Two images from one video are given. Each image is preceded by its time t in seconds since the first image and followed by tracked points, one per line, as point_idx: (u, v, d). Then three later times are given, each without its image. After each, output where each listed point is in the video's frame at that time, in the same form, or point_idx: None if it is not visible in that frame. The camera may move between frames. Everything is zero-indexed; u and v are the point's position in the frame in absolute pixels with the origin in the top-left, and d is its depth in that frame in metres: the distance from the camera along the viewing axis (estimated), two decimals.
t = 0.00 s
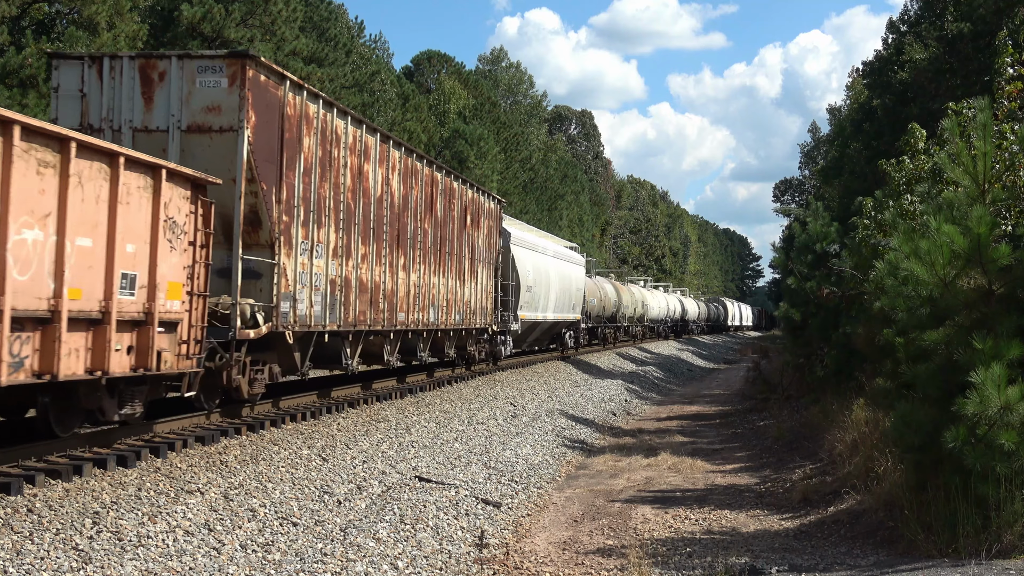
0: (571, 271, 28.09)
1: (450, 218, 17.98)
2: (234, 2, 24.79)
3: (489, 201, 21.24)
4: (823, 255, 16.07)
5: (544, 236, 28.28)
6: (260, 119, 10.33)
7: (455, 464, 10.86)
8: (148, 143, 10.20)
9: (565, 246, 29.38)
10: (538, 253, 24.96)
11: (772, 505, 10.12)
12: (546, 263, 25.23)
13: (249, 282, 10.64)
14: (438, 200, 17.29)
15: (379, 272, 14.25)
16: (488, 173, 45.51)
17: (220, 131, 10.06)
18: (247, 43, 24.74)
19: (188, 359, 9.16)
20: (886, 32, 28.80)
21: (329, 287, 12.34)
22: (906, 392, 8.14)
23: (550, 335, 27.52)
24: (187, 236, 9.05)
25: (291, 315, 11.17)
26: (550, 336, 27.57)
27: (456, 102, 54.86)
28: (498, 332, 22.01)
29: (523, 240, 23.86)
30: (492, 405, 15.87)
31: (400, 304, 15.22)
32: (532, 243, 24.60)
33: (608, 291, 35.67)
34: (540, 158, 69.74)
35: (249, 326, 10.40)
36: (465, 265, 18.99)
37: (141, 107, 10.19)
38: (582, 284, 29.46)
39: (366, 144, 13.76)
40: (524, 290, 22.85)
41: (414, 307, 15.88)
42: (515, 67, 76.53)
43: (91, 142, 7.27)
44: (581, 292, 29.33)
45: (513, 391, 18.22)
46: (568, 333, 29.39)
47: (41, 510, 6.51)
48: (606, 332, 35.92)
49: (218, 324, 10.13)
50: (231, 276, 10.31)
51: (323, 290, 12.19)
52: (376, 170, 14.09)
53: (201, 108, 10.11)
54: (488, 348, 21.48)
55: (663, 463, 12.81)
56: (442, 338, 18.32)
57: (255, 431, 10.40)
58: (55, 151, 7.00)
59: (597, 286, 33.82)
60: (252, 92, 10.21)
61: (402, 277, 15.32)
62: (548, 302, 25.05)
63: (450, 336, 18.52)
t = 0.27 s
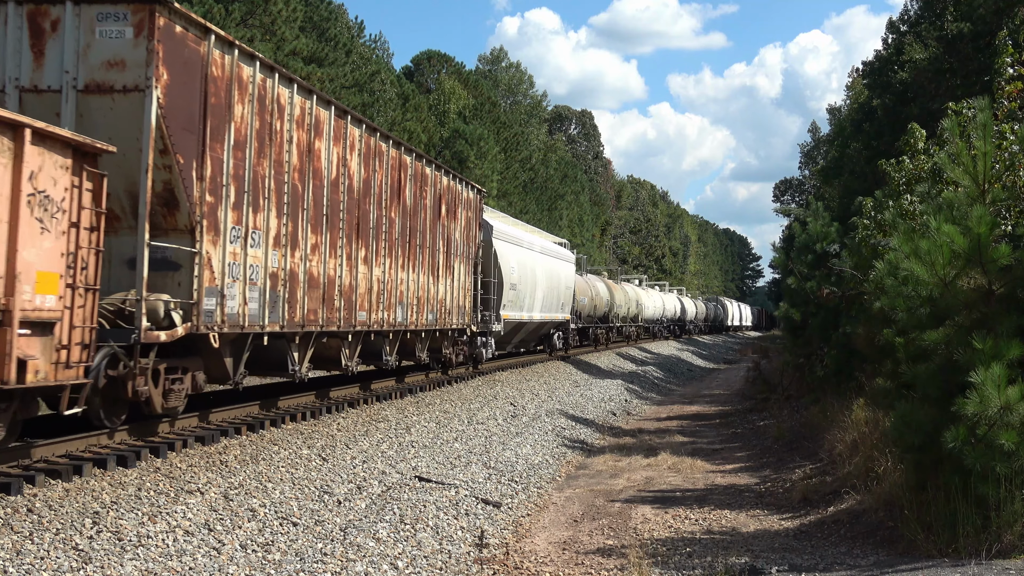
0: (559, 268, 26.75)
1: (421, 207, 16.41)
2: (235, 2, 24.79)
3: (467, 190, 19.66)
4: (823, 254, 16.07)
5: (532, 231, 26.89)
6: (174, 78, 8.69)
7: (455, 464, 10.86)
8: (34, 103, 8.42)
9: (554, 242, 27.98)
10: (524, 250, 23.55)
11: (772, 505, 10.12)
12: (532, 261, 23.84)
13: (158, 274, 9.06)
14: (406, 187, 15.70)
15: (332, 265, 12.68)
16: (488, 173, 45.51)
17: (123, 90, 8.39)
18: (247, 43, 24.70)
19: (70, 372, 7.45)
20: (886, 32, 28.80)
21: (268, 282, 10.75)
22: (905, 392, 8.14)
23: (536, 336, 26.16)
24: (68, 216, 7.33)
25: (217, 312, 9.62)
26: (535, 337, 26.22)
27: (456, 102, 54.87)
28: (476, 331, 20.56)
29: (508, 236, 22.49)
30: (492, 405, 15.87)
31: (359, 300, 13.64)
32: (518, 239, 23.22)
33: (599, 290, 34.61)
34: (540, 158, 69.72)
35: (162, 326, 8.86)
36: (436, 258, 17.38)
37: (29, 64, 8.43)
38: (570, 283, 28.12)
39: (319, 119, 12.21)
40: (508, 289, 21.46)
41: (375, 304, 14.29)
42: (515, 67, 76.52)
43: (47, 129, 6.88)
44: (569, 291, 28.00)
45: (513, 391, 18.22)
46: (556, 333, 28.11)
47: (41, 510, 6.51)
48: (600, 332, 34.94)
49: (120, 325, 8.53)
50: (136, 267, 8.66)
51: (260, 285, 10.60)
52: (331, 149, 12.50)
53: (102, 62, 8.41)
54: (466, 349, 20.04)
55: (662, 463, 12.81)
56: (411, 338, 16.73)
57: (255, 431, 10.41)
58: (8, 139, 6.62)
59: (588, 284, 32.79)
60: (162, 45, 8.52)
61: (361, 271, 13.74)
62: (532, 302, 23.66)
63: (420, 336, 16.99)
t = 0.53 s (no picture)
0: (547, 266, 25.28)
1: (388, 194, 14.43)
2: (235, 2, 24.77)
3: (443, 176, 17.70)
4: (823, 254, 16.08)
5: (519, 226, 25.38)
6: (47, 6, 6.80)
7: (456, 464, 10.86)
8: None
9: (543, 238, 26.48)
10: (511, 245, 22.02)
11: (772, 506, 10.12)
12: (519, 257, 22.35)
13: (36, 262, 7.06)
14: (370, 169, 13.67)
15: (274, 256, 10.67)
16: (489, 173, 45.52)
17: None
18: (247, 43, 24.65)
19: None
20: (886, 32, 28.79)
21: (185, 275, 8.68)
22: (906, 392, 8.14)
23: (523, 337, 24.61)
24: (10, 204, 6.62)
25: (113, 310, 7.59)
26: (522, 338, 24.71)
27: (456, 102, 54.87)
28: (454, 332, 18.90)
29: (495, 229, 20.99)
30: (492, 405, 15.87)
31: (310, 298, 11.61)
32: (504, 234, 21.70)
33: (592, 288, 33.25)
34: (540, 158, 69.69)
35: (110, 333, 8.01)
36: (406, 251, 15.36)
37: None
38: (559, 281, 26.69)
39: (257, 85, 10.17)
40: (493, 286, 19.93)
41: (332, 303, 12.29)
42: (515, 67, 76.52)
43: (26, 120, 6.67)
44: (558, 290, 26.56)
45: (513, 391, 18.22)
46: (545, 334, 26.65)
47: (41, 510, 6.51)
48: (592, 333, 33.71)
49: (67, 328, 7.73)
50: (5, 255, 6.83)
51: (174, 277, 8.54)
52: (272, 118, 10.46)
53: None
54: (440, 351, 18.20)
55: (663, 463, 12.81)
56: (373, 339, 14.88)
57: (255, 431, 10.41)
58: None
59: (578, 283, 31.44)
60: None
61: (313, 264, 11.72)
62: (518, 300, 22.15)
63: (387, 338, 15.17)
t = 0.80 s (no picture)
0: (534, 262, 23.67)
1: (344, 176, 12.71)
2: (235, 2, 24.75)
3: (413, 161, 15.88)
4: (823, 255, 16.11)
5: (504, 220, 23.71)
6: None
7: (456, 464, 10.86)
8: None
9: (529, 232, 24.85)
10: (492, 239, 20.38)
11: (772, 506, 10.12)
12: (501, 251, 20.70)
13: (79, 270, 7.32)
14: (321, 148, 11.93)
15: (195, 245, 8.85)
16: (488, 173, 45.51)
17: None
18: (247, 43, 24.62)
19: None
20: (886, 33, 28.80)
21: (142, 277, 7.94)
22: (906, 392, 8.14)
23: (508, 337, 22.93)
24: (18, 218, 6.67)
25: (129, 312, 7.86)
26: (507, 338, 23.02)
27: (456, 102, 54.87)
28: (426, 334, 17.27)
29: (476, 220, 19.25)
30: (492, 405, 15.87)
31: (242, 294, 9.91)
32: (486, 226, 20.00)
33: (582, 286, 31.67)
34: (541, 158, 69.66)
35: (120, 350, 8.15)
36: (368, 242, 13.61)
37: None
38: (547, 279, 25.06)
39: (175, 41, 8.45)
40: (471, 281, 18.19)
41: (271, 301, 10.60)
42: (515, 67, 76.50)
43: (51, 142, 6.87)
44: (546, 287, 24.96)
45: (513, 391, 18.22)
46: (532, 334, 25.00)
47: (41, 510, 6.52)
48: (585, 333, 32.27)
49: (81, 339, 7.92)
50: None
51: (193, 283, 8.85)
52: (190, 79, 8.61)
53: None
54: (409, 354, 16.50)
55: (663, 463, 12.81)
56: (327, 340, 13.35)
57: (255, 431, 10.40)
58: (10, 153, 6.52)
59: (567, 280, 29.90)
60: None
61: (246, 255, 9.95)
62: (500, 297, 20.46)
63: (344, 339, 13.63)
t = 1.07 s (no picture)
0: (517, 258, 22.27)
1: (289, 154, 10.97)
2: (235, 2, 24.73)
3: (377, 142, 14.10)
4: (823, 255, 16.12)
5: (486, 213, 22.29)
6: None
7: (456, 464, 10.86)
8: None
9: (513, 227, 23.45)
10: (472, 233, 18.96)
11: (771, 506, 10.12)
12: (481, 246, 19.31)
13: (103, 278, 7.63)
14: (259, 118, 10.16)
15: (78, 226, 7.03)
16: (488, 173, 45.51)
17: None
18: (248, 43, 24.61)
19: None
20: (886, 33, 28.80)
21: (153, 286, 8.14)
22: (906, 392, 8.14)
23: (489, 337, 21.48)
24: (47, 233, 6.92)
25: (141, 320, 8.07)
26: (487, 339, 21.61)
27: (456, 102, 54.89)
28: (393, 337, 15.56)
29: (454, 211, 17.83)
30: (492, 405, 15.87)
31: (149, 289, 8.06)
32: (466, 218, 18.61)
33: (571, 284, 30.10)
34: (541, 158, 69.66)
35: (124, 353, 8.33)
36: (319, 230, 11.88)
37: None
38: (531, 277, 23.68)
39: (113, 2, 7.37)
40: (446, 277, 16.78)
41: (190, 298, 8.79)
42: (515, 67, 76.50)
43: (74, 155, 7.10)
44: (531, 285, 23.62)
45: (513, 390, 18.22)
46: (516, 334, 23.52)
47: (41, 510, 6.51)
48: (575, 333, 30.79)
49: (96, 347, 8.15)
50: None
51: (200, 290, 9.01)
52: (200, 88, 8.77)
53: None
54: (373, 360, 14.88)
55: (663, 463, 12.81)
56: (268, 342, 11.51)
57: (255, 431, 10.41)
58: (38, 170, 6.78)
59: (556, 278, 28.26)
60: None
61: (154, 242, 8.10)
62: (478, 294, 19.03)
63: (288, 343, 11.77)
